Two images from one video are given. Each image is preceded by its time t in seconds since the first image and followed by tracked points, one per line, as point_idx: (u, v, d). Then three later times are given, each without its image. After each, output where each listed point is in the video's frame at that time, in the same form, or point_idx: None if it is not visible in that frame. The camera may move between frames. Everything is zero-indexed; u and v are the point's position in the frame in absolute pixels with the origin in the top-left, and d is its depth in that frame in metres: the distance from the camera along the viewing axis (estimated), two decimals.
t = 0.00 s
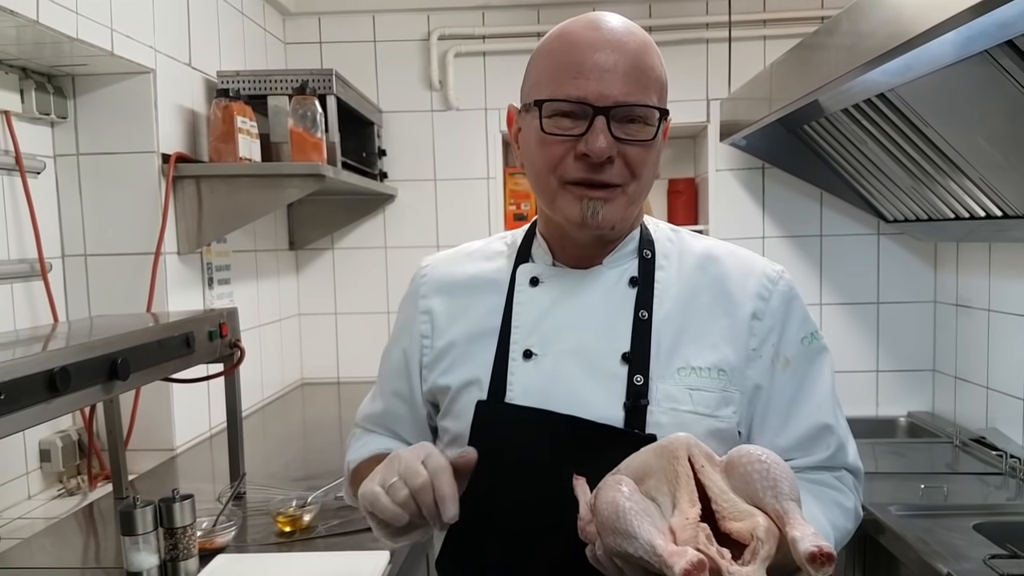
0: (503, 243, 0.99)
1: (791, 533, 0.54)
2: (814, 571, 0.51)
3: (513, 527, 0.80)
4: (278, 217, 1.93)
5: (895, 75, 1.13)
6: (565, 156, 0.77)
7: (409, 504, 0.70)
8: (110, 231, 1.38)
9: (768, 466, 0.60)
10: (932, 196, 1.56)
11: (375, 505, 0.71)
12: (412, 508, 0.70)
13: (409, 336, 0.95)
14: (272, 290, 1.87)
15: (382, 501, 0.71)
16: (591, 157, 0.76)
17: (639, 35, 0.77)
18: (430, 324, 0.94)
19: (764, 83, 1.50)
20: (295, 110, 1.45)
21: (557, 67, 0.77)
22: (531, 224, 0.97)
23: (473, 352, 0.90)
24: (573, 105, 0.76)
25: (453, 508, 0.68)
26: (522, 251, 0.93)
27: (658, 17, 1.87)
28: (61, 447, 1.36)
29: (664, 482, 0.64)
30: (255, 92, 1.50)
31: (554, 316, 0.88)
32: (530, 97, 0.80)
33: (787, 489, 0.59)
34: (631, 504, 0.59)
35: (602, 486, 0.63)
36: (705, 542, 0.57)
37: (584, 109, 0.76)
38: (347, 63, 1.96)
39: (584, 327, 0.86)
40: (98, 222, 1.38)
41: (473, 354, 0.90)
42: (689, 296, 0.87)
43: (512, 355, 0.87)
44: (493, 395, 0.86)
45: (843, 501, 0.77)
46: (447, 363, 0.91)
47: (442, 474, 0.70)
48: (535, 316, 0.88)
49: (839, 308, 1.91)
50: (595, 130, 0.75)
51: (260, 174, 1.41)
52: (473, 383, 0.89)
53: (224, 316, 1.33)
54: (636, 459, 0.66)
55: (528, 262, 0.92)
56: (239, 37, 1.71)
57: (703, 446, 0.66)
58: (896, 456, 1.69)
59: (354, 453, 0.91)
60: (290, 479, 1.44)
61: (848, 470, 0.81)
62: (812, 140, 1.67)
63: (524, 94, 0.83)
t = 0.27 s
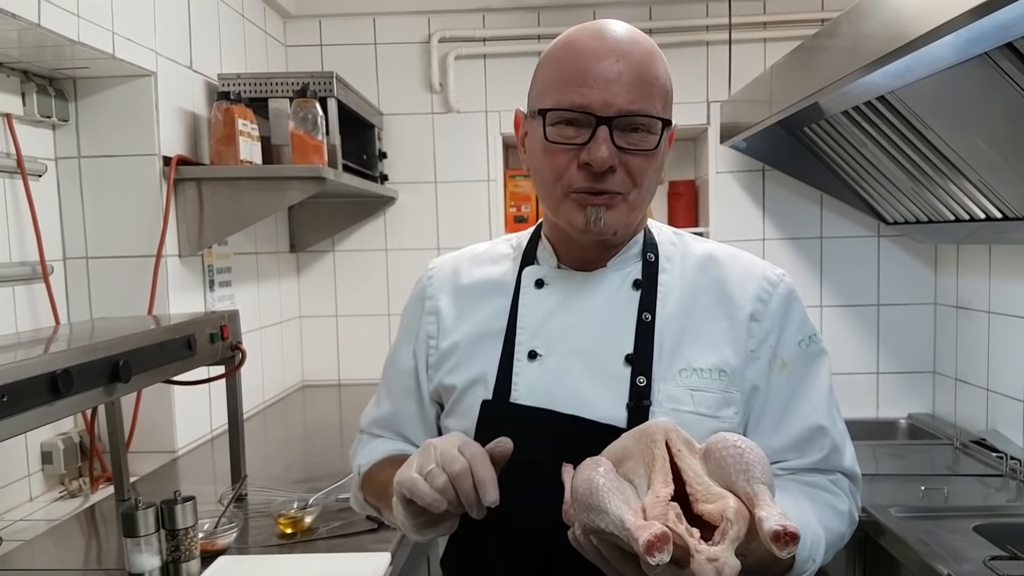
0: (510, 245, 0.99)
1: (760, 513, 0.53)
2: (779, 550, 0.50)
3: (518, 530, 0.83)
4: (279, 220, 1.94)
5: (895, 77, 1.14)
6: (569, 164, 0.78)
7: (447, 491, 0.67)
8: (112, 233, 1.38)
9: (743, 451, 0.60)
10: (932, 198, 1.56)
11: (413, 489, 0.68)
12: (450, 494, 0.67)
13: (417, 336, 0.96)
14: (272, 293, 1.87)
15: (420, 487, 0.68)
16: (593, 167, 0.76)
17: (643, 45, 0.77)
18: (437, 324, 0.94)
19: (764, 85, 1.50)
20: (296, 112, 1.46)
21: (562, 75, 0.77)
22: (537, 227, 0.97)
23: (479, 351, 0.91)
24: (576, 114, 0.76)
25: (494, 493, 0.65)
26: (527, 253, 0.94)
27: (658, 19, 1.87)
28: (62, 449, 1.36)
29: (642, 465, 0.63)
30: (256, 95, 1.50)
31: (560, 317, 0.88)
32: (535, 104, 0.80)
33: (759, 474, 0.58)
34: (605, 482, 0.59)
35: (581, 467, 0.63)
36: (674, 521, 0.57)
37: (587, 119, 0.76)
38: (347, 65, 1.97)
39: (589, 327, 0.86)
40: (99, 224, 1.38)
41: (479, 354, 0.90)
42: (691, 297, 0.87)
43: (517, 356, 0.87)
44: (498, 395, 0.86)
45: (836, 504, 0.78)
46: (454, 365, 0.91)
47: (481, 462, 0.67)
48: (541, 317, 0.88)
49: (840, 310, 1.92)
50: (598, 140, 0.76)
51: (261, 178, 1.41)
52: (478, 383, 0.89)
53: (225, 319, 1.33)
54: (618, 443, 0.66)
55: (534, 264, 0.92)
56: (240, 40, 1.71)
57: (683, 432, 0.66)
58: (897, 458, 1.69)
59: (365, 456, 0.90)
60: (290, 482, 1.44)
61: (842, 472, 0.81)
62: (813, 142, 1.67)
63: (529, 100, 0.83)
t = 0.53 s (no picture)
0: (508, 247, 0.99)
1: (736, 516, 0.56)
2: (754, 552, 0.53)
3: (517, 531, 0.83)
4: (280, 219, 1.94)
5: (896, 76, 1.14)
6: (566, 177, 0.78)
7: (457, 493, 0.67)
8: (112, 233, 1.38)
9: (721, 454, 0.62)
10: (933, 197, 1.56)
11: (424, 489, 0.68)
12: (462, 498, 0.68)
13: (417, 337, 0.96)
14: (273, 292, 1.87)
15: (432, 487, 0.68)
16: (590, 180, 0.76)
17: (642, 58, 0.76)
18: (437, 325, 0.94)
19: (765, 84, 1.50)
20: (295, 112, 1.45)
21: (560, 86, 0.77)
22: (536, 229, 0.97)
23: (479, 351, 0.90)
24: (574, 127, 0.76)
25: (495, 508, 0.67)
26: (526, 256, 0.94)
27: (659, 18, 1.87)
28: (63, 448, 1.36)
29: (624, 469, 0.66)
30: (257, 94, 1.50)
31: (559, 318, 0.88)
32: (534, 113, 0.80)
33: (737, 476, 0.60)
34: (587, 488, 0.61)
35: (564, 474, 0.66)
36: (653, 524, 0.59)
37: (585, 131, 0.76)
38: (348, 64, 1.97)
39: (587, 328, 0.86)
40: (100, 224, 1.38)
41: (478, 355, 0.90)
42: (684, 297, 0.88)
43: (516, 356, 0.87)
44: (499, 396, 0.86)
45: (826, 501, 0.78)
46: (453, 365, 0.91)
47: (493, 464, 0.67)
48: (540, 318, 0.88)
49: (840, 309, 1.92)
50: (595, 154, 0.75)
51: (262, 177, 1.41)
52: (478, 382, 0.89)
53: (226, 318, 1.33)
54: (602, 448, 0.69)
55: (531, 267, 0.92)
56: (240, 40, 1.71)
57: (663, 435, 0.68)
58: (897, 457, 1.69)
59: (366, 458, 0.90)
60: (291, 480, 1.45)
61: (832, 470, 0.82)
62: (813, 141, 1.67)
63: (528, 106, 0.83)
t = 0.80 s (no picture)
0: (482, 242, 0.99)
1: (696, 480, 0.57)
2: (713, 512, 0.54)
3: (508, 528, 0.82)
4: (278, 217, 1.93)
5: (895, 71, 1.13)
6: (534, 195, 0.78)
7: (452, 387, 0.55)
8: (109, 230, 1.38)
9: (680, 423, 0.63)
10: (932, 193, 1.56)
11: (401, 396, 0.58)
12: (452, 284, 0.68)
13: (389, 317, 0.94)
14: (272, 288, 1.87)
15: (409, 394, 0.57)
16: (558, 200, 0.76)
17: (603, 73, 0.74)
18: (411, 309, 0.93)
19: (764, 80, 1.50)
20: (295, 108, 1.45)
21: (526, 106, 0.74)
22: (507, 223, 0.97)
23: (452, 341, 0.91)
24: (540, 149, 0.75)
25: (483, 292, 0.69)
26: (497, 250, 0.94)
27: (658, 14, 1.87)
28: (62, 445, 1.36)
29: (586, 441, 0.66)
30: (255, 90, 1.50)
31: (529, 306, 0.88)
32: (501, 126, 0.78)
33: (696, 443, 0.62)
34: (548, 458, 0.62)
35: (526, 447, 0.65)
36: (615, 490, 0.59)
37: (551, 153, 0.75)
38: (346, 61, 1.96)
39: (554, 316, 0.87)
40: (98, 220, 1.38)
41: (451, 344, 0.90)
42: (644, 280, 0.89)
43: (487, 343, 0.87)
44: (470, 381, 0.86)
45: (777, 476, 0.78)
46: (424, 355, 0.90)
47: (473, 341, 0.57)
48: (512, 307, 0.89)
49: (838, 306, 1.92)
50: (562, 174, 0.75)
51: (262, 173, 1.41)
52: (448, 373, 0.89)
53: (224, 315, 1.33)
54: (563, 422, 0.69)
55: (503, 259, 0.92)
56: (238, 36, 1.71)
57: (624, 408, 0.69)
58: (896, 453, 1.70)
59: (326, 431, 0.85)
60: (291, 477, 1.44)
61: (784, 445, 0.81)
62: (812, 138, 1.67)
63: (493, 114, 0.80)
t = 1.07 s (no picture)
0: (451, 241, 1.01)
1: (642, 478, 0.58)
2: (655, 509, 0.55)
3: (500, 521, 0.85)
4: (279, 213, 1.94)
5: (896, 66, 1.13)
6: (493, 170, 0.81)
7: (455, 398, 0.60)
8: (111, 226, 1.38)
9: (633, 421, 0.65)
10: (935, 188, 1.55)
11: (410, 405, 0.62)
12: (458, 401, 0.60)
13: (368, 320, 0.97)
14: (273, 285, 1.88)
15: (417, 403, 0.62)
16: (516, 172, 0.80)
17: (559, 61, 0.79)
18: (388, 309, 0.96)
19: (766, 75, 1.49)
20: (294, 104, 1.45)
21: (484, 88, 0.80)
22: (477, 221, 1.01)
23: (426, 337, 0.93)
24: (498, 124, 0.79)
25: (484, 407, 0.62)
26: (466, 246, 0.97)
27: (659, 9, 1.86)
28: (65, 441, 1.37)
29: (546, 441, 0.68)
30: (255, 86, 1.50)
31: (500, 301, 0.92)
32: (463, 113, 0.83)
33: (646, 442, 0.63)
34: (507, 455, 0.63)
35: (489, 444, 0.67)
36: (569, 487, 0.61)
37: (508, 129, 0.79)
38: (347, 57, 1.96)
39: (524, 312, 0.91)
40: (99, 217, 1.38)
41: (426, 340, 0.93)
42: (610, 274, 0.93)
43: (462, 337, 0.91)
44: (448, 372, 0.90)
45: (735, 454, 0.83)
46: (400, 353, 0.94)
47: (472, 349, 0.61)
48: (484, 303, 0.92)
49: (840, 301, 1.91)
50: (519, 148, 0.79)
51: (263, 169, 1.41)
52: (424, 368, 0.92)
53: (226, 311, 1.33)
54: (526, 422, 0.70)
55: (472, 257, 0.95)
56: (238, 32, 1.71)
57: (584, 407, 0.70)
58: (898, 449, 1.69)
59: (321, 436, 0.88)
60: (292, 473, 1.45)
61: (742, 424, 0.87)
62: (815, 133, 1.66)
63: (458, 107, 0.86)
